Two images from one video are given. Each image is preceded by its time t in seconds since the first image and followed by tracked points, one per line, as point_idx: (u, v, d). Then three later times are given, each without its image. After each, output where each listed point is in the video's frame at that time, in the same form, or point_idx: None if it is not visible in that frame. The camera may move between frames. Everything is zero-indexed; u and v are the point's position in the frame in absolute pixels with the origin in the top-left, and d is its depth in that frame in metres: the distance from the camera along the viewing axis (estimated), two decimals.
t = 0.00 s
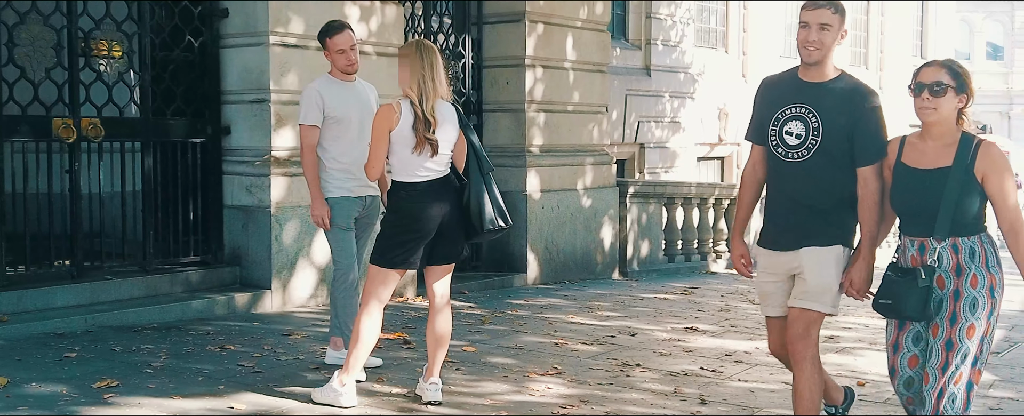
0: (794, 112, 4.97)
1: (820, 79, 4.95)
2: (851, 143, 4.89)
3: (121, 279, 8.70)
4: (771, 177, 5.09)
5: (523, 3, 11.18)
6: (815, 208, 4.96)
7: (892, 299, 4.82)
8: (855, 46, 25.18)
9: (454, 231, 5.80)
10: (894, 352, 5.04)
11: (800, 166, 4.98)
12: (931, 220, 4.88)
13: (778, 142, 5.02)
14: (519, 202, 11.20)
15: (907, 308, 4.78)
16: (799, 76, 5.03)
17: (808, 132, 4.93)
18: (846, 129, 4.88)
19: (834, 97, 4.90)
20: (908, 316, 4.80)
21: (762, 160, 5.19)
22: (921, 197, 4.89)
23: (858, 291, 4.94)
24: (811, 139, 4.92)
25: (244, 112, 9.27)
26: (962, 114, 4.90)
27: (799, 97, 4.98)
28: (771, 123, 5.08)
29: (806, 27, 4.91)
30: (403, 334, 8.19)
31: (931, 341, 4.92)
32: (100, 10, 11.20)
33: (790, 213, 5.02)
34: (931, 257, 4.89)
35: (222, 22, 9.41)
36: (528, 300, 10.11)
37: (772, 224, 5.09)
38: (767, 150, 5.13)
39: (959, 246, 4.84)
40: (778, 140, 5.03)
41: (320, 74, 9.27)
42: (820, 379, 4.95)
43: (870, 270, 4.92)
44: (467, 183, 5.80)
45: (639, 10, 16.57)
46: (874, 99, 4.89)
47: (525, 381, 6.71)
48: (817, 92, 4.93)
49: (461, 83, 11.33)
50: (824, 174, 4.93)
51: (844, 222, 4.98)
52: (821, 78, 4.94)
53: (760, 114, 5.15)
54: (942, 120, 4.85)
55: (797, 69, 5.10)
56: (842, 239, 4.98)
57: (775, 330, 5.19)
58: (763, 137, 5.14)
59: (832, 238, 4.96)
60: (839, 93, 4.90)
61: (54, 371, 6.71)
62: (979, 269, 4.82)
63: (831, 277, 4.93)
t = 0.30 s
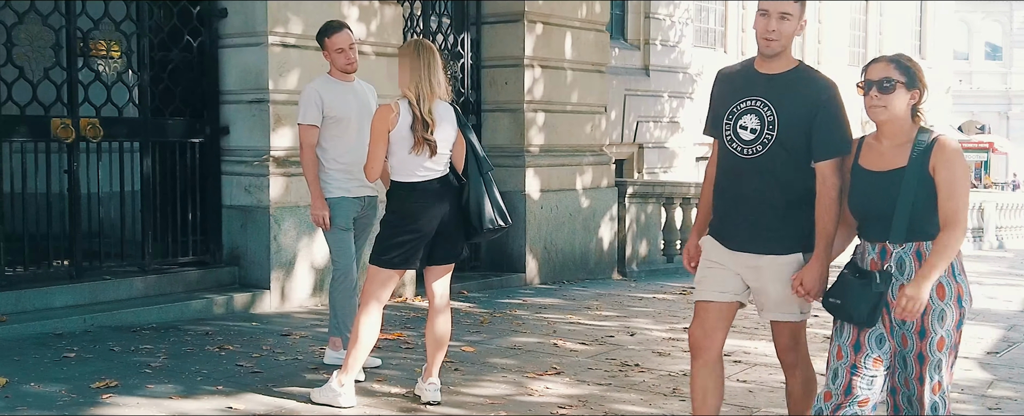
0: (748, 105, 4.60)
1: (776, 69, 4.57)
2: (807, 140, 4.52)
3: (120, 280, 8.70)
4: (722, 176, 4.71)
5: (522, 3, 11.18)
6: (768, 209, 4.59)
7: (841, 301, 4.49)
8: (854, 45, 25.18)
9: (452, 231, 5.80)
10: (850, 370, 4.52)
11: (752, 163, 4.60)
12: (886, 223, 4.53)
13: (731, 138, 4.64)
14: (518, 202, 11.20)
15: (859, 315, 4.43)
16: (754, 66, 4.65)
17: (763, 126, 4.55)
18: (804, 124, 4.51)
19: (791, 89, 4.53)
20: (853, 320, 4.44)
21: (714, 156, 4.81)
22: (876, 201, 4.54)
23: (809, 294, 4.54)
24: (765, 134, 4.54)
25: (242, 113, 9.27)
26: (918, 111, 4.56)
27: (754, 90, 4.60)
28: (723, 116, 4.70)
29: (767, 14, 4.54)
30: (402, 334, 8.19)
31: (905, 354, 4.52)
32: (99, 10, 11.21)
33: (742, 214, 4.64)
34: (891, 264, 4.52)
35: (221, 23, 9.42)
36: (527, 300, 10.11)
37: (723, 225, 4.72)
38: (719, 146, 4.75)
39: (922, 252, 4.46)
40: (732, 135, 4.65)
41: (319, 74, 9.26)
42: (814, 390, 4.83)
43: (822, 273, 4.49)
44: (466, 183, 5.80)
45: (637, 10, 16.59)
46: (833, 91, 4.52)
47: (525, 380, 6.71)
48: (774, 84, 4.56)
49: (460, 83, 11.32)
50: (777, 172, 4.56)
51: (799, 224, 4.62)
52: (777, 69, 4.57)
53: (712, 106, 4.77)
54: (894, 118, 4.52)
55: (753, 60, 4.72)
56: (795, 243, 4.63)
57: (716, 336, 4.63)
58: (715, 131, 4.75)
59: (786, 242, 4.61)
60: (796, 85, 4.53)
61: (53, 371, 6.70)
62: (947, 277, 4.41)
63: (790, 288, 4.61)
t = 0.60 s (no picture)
0: (675, 106, 4.27)
1: (701, 69, 4.26)
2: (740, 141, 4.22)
3: (119, 279, 8.70)
4: (650, 182, 4.39)
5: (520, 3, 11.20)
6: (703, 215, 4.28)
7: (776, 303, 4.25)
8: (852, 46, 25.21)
9: (451, 230, 5.80)
10: (792, 382, 4.46)
11: (683, 167, 4.28)
12: (814, 213, 4.26)
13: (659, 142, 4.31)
14: (516, 202, 11.22)
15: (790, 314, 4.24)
16: (677, 65, 4.34)
17: (693, 128, 4.23)
18: (736, 124, 4.20)
19: (719, 87, 4.22)
20: (793, 321, 4.23)
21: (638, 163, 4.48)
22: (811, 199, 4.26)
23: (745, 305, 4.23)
24: (696, 136, 4.22)
25: (241, 113, 9.28)
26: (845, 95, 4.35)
27: (680, 90, 4.28)
28: (649, 120, 4.37)
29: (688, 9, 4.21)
30: (400, 334, 8.20)
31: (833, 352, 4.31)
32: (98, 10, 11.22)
33: (674, 222, 4.32)
34: (821, 257, 4.30)
35: (220, 23, 9.42)
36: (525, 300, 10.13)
37: (655, 236, 4.40)
38: (644, 150, 4.41)
39: (855, 246, 4.23)
40: (660, 139, 4.32)
41: (317, 74, 9.27)
42: None
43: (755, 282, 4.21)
44: (464, 182, 5.81)
45: (636, 11, 16.62)
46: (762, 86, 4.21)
47: (523, 380, 6.72)
48: (700, 83, 4.25)
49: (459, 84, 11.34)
50: (710, 177, 4.25)
51: (735, 228, 4.30)
52: (701, 67, 4.26)
53: (636, 110, 4.44)
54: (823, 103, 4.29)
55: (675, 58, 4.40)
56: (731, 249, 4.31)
57: (652, 356, 4.34)
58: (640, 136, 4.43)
59: (723, 250, 4.30)
60: (724, 83, 4.22)
61: (51, 371, 6.71)
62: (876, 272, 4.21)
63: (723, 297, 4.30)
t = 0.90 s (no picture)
0: (609, 83, 4.13)
1: (635, 48, 4.11)
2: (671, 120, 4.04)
3: (117, 279, 8.71)
4: (583, 160, 4.23)
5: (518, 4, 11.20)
6: (631, 198, 4.10)
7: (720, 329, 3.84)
8: (850, 46, 25.21)
9: (450, 231, 5.80)
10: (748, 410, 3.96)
11: (611, 146, 4.12)
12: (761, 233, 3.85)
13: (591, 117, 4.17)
14: (515, 203, 11.22)
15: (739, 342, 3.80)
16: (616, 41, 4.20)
17: (625, 106, 4.08)
18: (668, 103, 4.04)
19: (655, 65, 4.06)
20: (738, 346, 3.79)
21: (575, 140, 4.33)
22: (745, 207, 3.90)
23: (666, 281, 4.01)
24: (626, 114, 4.06)
25: (239, 113, 9.28)
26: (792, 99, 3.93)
27: (616, 67, 4.13)
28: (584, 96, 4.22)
29: None
30: (399, 334, 8.20)
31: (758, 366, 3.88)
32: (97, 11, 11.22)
33: (604, 202, 4.17)
34: (762, 274, 3.85)
35: (219, 23, 9.42)
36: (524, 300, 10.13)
37: (588, 218, 4.24)
38: (579, 130, 4.26)
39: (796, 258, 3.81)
40: (592, 117, 4.17)
41: (316, 74, 9.26)
42: None
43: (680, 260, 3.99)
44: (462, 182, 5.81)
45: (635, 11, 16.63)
46: (699, 68, 4.03)
47: (522, 380, 6.73)
48: (637, 60, 4.09)
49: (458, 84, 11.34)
50: (638, 157, 4.08)
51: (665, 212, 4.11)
52: (640, 44, 4.10)
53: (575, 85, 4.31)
54: (768, 108, 3.85)
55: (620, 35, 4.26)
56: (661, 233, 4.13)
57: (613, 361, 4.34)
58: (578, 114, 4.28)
59: (654, 236, 4.13)
60: (660, 61, 4.06)
61: (50, 371, 6.71)
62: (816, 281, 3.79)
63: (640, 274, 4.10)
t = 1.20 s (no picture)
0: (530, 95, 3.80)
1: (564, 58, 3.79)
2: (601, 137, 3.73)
3: (116, 278, 8.71)
4: (507, 180, 3.91)
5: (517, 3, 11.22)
6: (559, 219, 3.79)
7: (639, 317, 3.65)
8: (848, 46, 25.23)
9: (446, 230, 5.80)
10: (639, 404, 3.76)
11: (536, 165, 3.80)
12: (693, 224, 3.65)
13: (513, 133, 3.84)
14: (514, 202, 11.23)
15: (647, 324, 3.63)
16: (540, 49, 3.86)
17: (549, 122, 3.75)
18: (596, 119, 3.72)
19: (581, 77, 3.74)
20: (651, 337, 3.62)
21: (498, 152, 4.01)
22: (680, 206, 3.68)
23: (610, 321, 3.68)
24: (550, 131, 3.75)
25: (238, 113, 9.27)
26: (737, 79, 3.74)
27: (538, 78, 3.81)
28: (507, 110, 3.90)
29: None
30: (398, 334, 8.20)
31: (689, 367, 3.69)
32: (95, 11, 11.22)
33: (529, 225, 3.85)
34: (697, 267, 3.65)
35: (217, 23, 9.42)
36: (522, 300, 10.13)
37: (513, 240, 3.92)
38: (504, 145, 3.94)
39: (732, 252, 3.60)
40: (515, 132, 3.85)
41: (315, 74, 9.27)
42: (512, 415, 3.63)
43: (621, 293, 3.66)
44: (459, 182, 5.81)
45: (634, 11, 16.65)
46: (629, 78, 3.73)
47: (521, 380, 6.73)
48: (560, 72, 3.77)
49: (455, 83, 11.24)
50: (564, 176, 3.76)
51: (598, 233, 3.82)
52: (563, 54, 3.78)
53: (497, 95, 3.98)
54: (711, 86, 3.67)
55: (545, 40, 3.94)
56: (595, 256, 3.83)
57: None
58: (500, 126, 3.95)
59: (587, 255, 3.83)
60: (587, 73, 3.74)
61: (49, 371, 6.70)
62: (756, 284, 3.56)
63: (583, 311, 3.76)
